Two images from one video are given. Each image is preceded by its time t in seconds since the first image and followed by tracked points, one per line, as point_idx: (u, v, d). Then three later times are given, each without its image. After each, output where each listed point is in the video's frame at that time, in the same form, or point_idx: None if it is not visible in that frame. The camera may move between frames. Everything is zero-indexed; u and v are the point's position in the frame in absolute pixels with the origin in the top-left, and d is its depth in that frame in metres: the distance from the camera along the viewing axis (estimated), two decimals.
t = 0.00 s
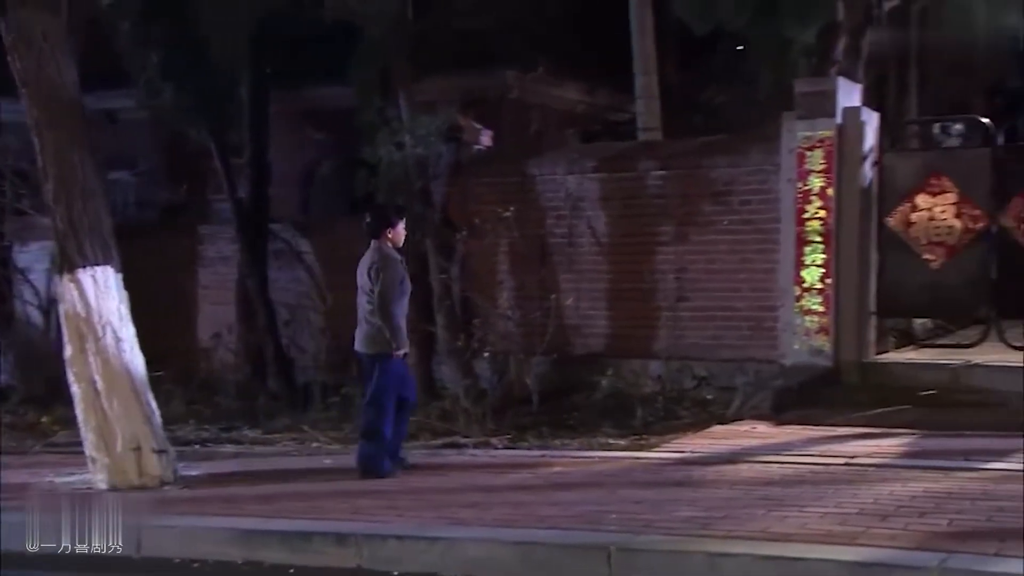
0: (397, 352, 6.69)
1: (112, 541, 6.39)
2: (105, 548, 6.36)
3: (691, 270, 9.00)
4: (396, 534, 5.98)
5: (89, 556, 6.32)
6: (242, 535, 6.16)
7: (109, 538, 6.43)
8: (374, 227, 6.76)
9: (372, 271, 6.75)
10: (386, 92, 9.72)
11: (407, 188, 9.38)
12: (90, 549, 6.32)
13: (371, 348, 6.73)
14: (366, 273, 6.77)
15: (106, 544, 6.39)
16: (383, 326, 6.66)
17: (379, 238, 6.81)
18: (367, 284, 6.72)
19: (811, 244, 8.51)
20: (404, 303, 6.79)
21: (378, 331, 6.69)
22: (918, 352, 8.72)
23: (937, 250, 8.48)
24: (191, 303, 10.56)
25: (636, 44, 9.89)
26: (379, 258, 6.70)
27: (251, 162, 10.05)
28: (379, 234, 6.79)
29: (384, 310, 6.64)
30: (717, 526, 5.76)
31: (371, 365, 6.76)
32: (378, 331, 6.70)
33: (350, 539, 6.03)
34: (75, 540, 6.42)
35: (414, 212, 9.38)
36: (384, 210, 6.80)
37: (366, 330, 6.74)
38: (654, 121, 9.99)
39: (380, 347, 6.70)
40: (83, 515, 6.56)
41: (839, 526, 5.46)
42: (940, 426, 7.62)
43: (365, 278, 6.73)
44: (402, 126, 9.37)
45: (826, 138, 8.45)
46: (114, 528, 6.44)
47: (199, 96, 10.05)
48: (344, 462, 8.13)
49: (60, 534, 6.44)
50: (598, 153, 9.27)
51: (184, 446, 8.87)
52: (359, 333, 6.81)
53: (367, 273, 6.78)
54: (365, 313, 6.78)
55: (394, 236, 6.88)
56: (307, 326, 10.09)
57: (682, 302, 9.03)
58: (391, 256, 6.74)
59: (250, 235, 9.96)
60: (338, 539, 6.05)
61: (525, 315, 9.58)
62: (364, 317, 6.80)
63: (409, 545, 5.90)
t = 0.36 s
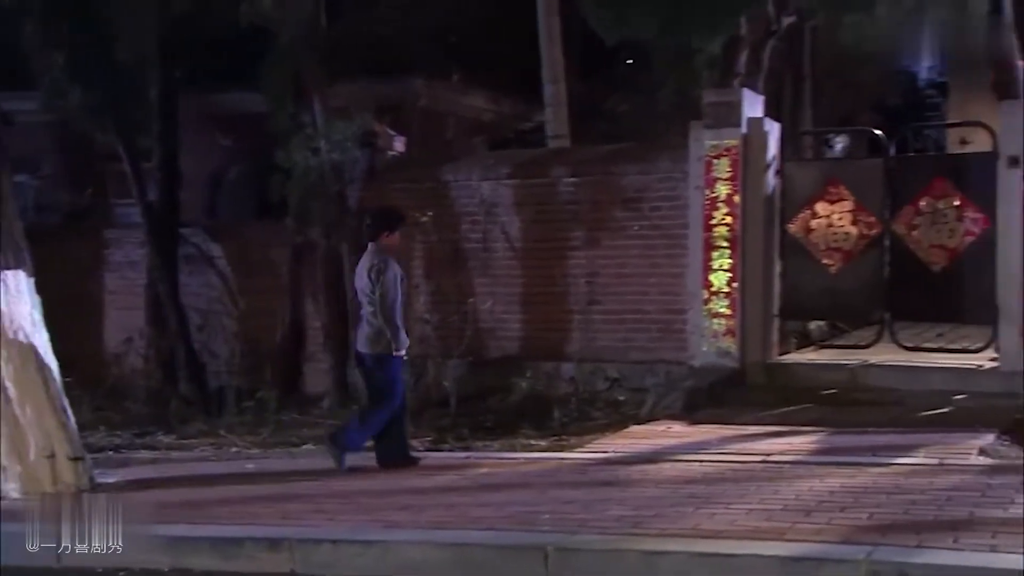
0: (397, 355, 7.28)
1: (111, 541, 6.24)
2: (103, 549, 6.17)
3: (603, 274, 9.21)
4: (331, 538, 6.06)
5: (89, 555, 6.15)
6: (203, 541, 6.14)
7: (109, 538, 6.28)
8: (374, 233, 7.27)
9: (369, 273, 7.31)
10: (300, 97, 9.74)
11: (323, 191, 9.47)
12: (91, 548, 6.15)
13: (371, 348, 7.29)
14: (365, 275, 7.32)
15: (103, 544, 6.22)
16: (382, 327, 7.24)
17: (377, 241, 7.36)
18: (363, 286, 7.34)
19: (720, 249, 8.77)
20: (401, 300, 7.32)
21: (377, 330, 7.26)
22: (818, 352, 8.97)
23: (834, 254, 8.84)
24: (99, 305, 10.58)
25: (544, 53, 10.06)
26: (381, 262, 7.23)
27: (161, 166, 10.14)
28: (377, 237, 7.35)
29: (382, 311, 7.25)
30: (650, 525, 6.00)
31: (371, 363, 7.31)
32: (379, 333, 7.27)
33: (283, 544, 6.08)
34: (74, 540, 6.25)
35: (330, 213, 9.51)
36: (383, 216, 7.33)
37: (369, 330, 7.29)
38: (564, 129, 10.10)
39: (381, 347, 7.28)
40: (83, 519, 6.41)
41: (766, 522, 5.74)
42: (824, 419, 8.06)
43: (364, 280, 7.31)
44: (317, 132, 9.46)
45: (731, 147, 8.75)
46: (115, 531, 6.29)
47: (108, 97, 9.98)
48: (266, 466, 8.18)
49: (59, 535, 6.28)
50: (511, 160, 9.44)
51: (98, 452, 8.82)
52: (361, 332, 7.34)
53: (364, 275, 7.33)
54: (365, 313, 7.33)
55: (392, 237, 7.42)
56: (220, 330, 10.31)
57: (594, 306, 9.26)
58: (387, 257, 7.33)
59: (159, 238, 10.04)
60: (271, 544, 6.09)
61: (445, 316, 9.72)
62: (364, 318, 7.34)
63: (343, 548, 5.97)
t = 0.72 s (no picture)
0: (404, 362, 7.46)
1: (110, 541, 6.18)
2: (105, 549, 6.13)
3: (531, 281, 9.44)
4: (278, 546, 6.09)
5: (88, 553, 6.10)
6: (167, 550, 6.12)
7: (110, 540, 6.24)
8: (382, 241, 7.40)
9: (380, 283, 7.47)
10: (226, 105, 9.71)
11: (251, 200, 9.52)
12: (91, 548, 6.10)
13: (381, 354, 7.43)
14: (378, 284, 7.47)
15: (105, 544, 6.18)
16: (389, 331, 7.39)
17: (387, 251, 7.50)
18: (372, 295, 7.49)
19: (644, 257, 9.04)
20: (410, 308, 7.57)
21: (388, 336, 7.40)
22: (737, 357, 9.22)
23: (754, 263, 9.14)
24: (18, 315, 10.63)
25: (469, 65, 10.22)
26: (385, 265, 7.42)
27: (81, 175, 10.15)
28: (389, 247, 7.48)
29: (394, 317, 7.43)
30: (597, 527, 6.23)
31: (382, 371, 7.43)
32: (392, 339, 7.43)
33: (228, 553, 6.11)
34: (74, 540, 6.21)
35: (259, 220, 9.58)
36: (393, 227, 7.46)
37: (378, 335, 7.44)
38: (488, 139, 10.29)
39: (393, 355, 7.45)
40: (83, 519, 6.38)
41: (711, 523, 6.01)
42: (745, 422, 8.29)
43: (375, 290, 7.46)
44: (246, 141, 9.56)
45: (657, 158, 9.03)
46: (114, 532, 6.29)
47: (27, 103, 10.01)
48: (202, 474, 8.21)
49: (59, 535, 6.22)
50: (440, 169, 9.61)
51: (23, 463, 8.75)
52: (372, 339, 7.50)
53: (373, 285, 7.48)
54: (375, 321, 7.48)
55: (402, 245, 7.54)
56: (145, 340, 10.34)
57: (522, 312, 9.48)
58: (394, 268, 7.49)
59: (80, 244, 10.05)
60: (217, 553, 6.11)
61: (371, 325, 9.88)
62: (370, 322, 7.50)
63: (292, 557, 6.02)
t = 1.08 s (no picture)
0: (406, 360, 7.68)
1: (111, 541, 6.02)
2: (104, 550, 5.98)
3: (455, 288, 9.65)
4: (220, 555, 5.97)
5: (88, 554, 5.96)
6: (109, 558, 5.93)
7: (110, 540, 6.07)
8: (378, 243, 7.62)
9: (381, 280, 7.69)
10: (146, 112, 9.68)
11: (175, 206, 9.57)
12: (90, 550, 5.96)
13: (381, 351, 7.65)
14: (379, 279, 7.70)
15: (104, 546, 6.03)
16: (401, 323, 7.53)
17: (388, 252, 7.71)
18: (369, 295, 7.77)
19: (568, 264, 9.26)
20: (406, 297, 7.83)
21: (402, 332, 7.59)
22: (658, 361, 9.54)
23: (673, 270, 9.38)
24: None
25: (391, 75, 10.35)
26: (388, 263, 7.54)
27: None
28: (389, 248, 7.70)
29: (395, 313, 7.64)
30: (543, 530, 6.43)
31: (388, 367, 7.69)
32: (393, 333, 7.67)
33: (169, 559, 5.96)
34: (75, 540, 6.04)
35: (183, 229, 9.60)
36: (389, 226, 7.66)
37: (383, 330, 7.68)
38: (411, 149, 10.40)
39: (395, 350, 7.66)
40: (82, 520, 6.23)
41: (653, 524, 6.25)
42: (666, 424, 8.54)
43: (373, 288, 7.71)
44: (169, 148, 9.60)
45: (579, 167, 9.26)
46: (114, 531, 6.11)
47: None
48: (131, 483, 8.15)
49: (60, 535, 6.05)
50: (365, 178, 9.71)
51: None
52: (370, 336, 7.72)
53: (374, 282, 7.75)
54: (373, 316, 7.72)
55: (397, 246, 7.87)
56: (63, 348, 10.37)
57: (447, 319, 9.67)
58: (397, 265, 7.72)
59: None
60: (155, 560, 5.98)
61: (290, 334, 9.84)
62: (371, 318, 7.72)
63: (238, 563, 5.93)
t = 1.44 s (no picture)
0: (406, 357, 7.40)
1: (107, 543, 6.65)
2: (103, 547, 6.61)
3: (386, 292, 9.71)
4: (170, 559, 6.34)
5: (89, 551, 6.60)
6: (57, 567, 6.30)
7: (110, 540, 6.75)
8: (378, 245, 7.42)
9: (379, 282, 7.44)
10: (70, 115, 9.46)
11: (99, 209, 9.43)
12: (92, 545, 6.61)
13: (379, 347, 7.37)
14: (375, 281, 7.47)
15: (104, 544, 6.67)
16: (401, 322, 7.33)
17: (385, 255, 7.50)
18: (365, 297, 7.50)
19: (498, 268, 9.49)
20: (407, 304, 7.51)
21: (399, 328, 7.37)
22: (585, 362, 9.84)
23: (600, 274, 9.68)
24: None
25: (316, 81, 10.40)
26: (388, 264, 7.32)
27: None
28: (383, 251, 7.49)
29: (393, 316, 7.38)
30: (494, 530, 6.62)
31: (383, 366, 7.40)
32: (391, 334, 7.39)
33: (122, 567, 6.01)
34: (77, 540, 6.75)
35: (108, 232, 9.48)
36: (390, 230, 7.47)
37: (383, 333, 7.38)
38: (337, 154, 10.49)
39: (393, 350, 7.38)
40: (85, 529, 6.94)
41: (601, 522, 6.47)
42: (599, 425, 8.81)
43: (371, 290, 7.45)
44: (94, 153, 9.41)
45: (508, 173, 9.45)
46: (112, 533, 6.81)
47: None
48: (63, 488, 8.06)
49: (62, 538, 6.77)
50: (294, 183, 9.76)
51: None
52: (365, 337, 7.41)
53: (371, 285, 7.49)
54: (369, 318, 7.43)
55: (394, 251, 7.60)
56: None
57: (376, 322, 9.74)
58: (396, 269, 7.48)
59: None
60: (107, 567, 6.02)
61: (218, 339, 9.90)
62: (367, 319, 7.44)
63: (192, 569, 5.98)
